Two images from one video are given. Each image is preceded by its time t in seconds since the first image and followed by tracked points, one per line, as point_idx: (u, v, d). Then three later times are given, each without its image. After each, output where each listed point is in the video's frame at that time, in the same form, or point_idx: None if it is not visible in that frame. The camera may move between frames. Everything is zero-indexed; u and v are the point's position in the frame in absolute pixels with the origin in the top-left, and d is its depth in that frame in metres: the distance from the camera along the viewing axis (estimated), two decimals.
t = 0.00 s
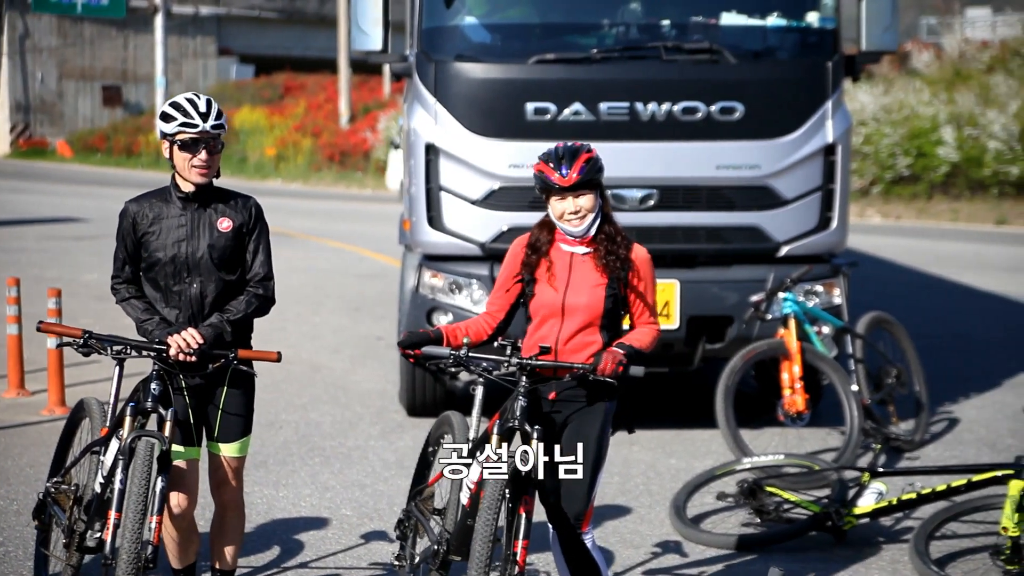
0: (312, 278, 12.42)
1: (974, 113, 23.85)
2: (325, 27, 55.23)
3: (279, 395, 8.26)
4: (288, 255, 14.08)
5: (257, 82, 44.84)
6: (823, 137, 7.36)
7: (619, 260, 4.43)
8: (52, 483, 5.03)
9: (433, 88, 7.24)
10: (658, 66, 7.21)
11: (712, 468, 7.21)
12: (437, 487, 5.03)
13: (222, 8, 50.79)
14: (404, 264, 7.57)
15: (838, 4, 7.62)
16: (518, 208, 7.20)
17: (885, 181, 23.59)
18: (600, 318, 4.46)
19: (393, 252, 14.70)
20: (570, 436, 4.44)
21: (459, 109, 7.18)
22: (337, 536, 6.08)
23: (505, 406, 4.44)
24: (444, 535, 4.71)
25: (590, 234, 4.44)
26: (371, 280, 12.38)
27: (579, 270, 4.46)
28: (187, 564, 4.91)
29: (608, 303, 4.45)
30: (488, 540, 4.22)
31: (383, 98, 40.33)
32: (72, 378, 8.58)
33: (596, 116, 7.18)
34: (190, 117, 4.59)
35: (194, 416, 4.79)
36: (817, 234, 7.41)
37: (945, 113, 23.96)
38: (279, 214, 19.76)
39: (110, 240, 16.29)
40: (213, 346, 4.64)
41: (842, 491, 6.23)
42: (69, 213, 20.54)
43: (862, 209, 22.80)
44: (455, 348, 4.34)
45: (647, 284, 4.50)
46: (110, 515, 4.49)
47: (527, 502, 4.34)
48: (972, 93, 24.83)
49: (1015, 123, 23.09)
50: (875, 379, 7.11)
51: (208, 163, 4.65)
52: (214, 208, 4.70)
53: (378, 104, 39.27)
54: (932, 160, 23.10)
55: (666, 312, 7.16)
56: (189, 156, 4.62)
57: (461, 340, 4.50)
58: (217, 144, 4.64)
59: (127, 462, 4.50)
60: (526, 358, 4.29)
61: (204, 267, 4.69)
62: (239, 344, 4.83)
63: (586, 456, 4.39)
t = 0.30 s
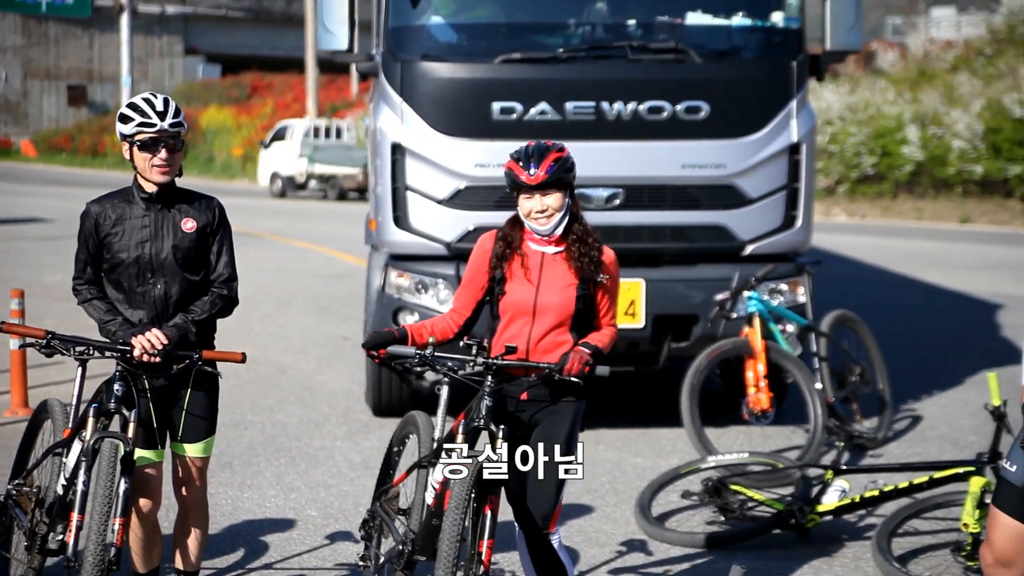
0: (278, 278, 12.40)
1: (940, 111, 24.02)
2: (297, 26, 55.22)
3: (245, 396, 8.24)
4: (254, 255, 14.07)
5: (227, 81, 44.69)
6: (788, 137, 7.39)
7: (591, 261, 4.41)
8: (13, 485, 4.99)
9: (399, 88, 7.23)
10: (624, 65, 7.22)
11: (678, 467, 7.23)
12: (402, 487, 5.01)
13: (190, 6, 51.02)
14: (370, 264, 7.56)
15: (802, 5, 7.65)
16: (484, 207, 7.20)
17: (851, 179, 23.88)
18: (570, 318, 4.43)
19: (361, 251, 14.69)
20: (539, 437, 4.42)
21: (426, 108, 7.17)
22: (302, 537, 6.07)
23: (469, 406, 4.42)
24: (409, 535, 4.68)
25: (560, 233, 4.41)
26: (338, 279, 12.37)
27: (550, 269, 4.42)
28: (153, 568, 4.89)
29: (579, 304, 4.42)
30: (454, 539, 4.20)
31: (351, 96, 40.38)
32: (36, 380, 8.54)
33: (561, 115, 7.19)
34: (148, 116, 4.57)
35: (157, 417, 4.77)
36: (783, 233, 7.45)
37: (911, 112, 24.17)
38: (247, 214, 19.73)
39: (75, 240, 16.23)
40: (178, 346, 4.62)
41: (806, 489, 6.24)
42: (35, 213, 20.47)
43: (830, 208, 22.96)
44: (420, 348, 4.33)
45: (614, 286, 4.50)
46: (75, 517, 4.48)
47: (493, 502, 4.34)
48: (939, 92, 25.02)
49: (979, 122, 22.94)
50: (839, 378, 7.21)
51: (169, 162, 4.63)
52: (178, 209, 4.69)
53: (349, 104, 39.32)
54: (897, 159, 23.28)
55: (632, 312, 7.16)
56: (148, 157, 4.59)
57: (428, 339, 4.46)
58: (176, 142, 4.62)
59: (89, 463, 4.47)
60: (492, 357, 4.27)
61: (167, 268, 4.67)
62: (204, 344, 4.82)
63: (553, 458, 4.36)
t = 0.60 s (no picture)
0: (260, 281, 12.37)
1: (921, 112, 24.14)
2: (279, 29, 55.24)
3: (228, 399, 8.22)
4: (236, 258, 14.06)
5: (208, 84, 44.62)
6: (769, 138, 7.42)
7: (565, 260, 4.38)
8: None
9: (381, 90, 7.24)
10: (605, 67, 7.24)
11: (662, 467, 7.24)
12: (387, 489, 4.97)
13: (170, 9, 51.10)
14: (353, 266, 7.56)
15: (783, 6, 7.66)
16: (467, 209, 7.21)
17: (834, 180, 23.96)
18: (549, 318, 4.42)
19: (342, 253, 14.67)
20: (527, 437, 4.43)
21: (408, 110, 7.18)
22: (286, 539, 6.06)
23: (455, 408, 4.42)
24: (395, 536, 4.66)
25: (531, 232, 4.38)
26: (320, 281, 12.35)
27: (525, 269, 4.41)
28: (133, 569, 4.87)
29: (556, 303, 4.41)
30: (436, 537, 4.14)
31: (333, 99, 40.39)
32: (17, 384, 8.51)
33: (544, 117, 7.20)
34: (119, 121, 4.54)
35: (141, 418, 4.76)
36: (764, 234, 7.46)
37: (891, 114, 24.29)
38: (228, 217, 19.69)
39: (56, 243, 16.17)
40: (162, 349, 4.62)
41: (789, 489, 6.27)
42: (15, 216, 20.40)
43: (812, 209, 23.03)
44: (403, 350, 4.34)
45: (594, 282, 4.49)
46: (58, 519, 4.48)
47: (477, 502, 4.30)
48: (918, 94, 25.16)
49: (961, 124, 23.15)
50: (822, 377, 7.18)
51: (147, 163, 4.59)
52: (162, 212, 4.67)
53: (330, 107, 39.31)
54: (880, 160, 23.40)
55: (615, 313, 7.20)
56: (125, 160, 4.56)
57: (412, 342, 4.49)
58: (152, 143, 4.58)
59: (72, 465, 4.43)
60: (475, 359, 4.26)
61: (151, 272, 4.66)
62: (187, 347, 4.80)
63: (540, 458, 4.38)
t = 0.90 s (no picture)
0: (249, 284, 12.35)
1: (908, 115, 24.06)
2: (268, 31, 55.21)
3: (216, 402, 8.21)
4: (224, 261, 14.04)
5: (197, 85, 44.55)
6: (756, 140, 7.42)
7: (543, 273, 4.35)
8: None
9: (368, 92, 7.24)
10: (592, 70, 7.25)
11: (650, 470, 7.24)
12: (373, 492, 4.94)
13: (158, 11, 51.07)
14: (341, 269, 7.55)
15: (769, 9, 7.67)
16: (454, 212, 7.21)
17: (821, 183, 23.95)
18: (534, 326, 4.46)
19: (330, 256, 14.66)
20: (519, 436, 4.41)
21: (394, 113, 7.18)
22: (274, 543, 6.05)
23: (438, 410, 4.40)
24: (379, 540, 4.66)
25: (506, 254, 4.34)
26: (309, 284, 12.33)
27: (504, 284, 4.40)
28: (120, 574, 4.88)
29: (540, 311, 4.44)
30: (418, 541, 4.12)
31: (322, 101, 40.36)
32: (5, 387, 8.49)
33: (531, 119, 7.20)
34: (115, 123, 4.54)
35: (130, 422, 4.77)
36: (751, 236, 7.47)
37: (880, 115, 24.33)
38: (216, 220, 19.67)
39: (43, 247, 16.16)
40: (152, 353, 4.61)
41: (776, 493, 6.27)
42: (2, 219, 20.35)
43: (801, 211, 23.04)
44: (385, 354, 4.35)
45: (575, 284, 4.45)
46: (45, 523, 4.44)
47: (460, 507, 4.28)
48: (907, 96, 25.22)
49: (947, 125, 23.26)
50: (809, 380, 7.24)
51: (139, 167, 4.59)
52: (152, 217, 4.66)
53: (319, 109, 39.26)
54: (867, 162, 23.42)
55: (603, 316, 7.19)
56: (118, 163, 4.56)
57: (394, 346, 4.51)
58: (145, 146, 4.58)
59: (61, 468, 4.45)
60: (458, 361, 4.26)
61: (140, 276, 4.65)
62: (177, 351, 4.79)
63: (532, 457, 4.37)
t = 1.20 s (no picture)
0: (229, 283, 12.31)
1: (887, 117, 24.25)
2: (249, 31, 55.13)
3: (196, 402, 8.18)
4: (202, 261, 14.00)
5: (178, 85, 44.40)
6: (736, 141, 7.44)
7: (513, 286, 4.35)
8: None
9: (349, 92, 7.24)
10: (572, 70, 7.26)
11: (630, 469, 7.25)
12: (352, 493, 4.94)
13: (137, 11, 50.92)
14: (321, 269, 7.53)
15: (749, 10, 7.70)
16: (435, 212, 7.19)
17: (801, 184, 24.04)
18: (511, 334, 4.48)
19: (311, 256, 14.61)
20: (495, 434, 4.43)
21: (375, 112, 7.17)
22: (253, 542, 6.04)
23: (416, 408, 4.39)
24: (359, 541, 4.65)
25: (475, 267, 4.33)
26: (289, 284, 12.31)
27: (476, 297, 4.40)
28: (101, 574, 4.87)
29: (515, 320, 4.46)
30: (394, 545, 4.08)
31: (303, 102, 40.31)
32: None
33: (511, 119, 7.21)
34: (104, 122, 4.52)
35: (111, 420, 4.75)
36: (731, 237, 7.49)
37: (859, 117, 24.45)
38: (194, 219, 19.61)
39: (19, 246, 16.08)
40: (132, 352, 4.59)
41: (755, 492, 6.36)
42: None
43: (781, 212, 23.09)
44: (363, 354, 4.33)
45: (544, 289, 4.44)
46: (23, 522, 4.42)
47: (437, 506, 4.29)
48: (886, 99, 25.36)
49: (927, 128, 23.27)
50: (789, 380, 7.25)
51: (127, 167, 4.58)
52: (135, 215, 4.65)
53: (299, 109, 39.20)
54: (847, 162, 23.45)
55: (583, 315, 7.20)
56: (105, 163, 4.55)
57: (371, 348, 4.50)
58: (134, 147, 4.57)
59: (39, 468, 4.44)
60: (436, 361, 4.24)
61: (122, 275, 4.64)
62: (158, 351, 4.77)
63: (509, 453, 4.38)
